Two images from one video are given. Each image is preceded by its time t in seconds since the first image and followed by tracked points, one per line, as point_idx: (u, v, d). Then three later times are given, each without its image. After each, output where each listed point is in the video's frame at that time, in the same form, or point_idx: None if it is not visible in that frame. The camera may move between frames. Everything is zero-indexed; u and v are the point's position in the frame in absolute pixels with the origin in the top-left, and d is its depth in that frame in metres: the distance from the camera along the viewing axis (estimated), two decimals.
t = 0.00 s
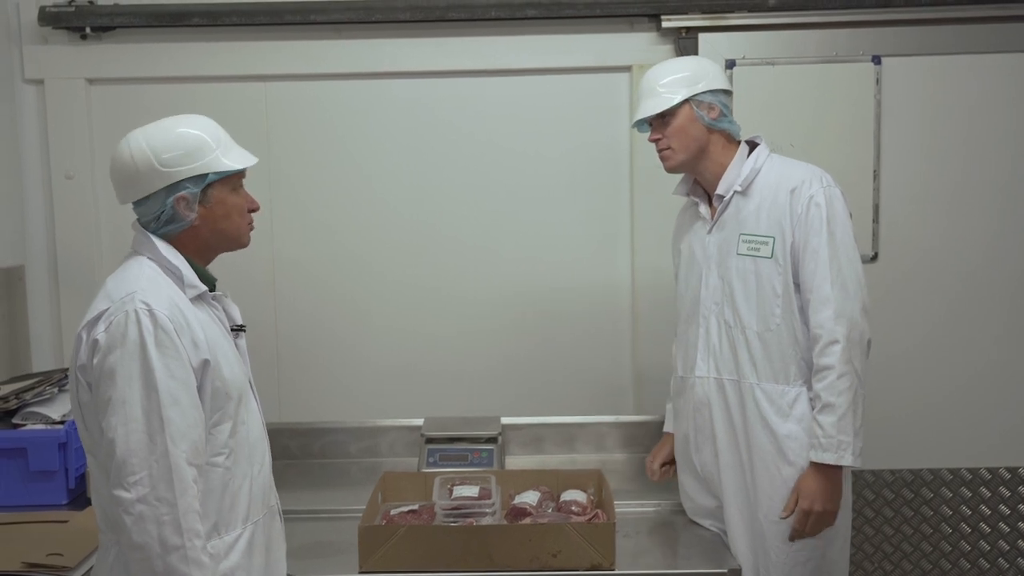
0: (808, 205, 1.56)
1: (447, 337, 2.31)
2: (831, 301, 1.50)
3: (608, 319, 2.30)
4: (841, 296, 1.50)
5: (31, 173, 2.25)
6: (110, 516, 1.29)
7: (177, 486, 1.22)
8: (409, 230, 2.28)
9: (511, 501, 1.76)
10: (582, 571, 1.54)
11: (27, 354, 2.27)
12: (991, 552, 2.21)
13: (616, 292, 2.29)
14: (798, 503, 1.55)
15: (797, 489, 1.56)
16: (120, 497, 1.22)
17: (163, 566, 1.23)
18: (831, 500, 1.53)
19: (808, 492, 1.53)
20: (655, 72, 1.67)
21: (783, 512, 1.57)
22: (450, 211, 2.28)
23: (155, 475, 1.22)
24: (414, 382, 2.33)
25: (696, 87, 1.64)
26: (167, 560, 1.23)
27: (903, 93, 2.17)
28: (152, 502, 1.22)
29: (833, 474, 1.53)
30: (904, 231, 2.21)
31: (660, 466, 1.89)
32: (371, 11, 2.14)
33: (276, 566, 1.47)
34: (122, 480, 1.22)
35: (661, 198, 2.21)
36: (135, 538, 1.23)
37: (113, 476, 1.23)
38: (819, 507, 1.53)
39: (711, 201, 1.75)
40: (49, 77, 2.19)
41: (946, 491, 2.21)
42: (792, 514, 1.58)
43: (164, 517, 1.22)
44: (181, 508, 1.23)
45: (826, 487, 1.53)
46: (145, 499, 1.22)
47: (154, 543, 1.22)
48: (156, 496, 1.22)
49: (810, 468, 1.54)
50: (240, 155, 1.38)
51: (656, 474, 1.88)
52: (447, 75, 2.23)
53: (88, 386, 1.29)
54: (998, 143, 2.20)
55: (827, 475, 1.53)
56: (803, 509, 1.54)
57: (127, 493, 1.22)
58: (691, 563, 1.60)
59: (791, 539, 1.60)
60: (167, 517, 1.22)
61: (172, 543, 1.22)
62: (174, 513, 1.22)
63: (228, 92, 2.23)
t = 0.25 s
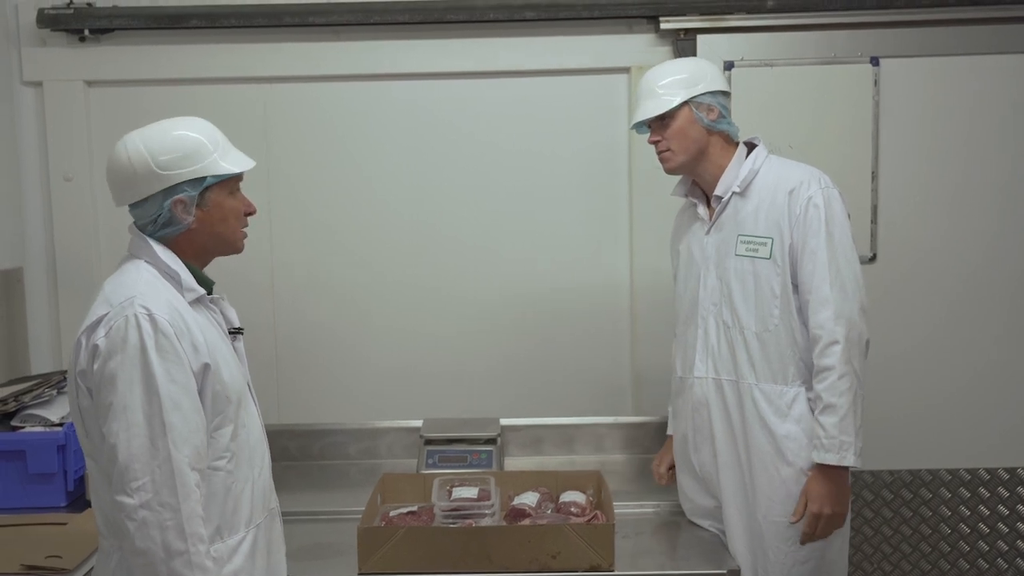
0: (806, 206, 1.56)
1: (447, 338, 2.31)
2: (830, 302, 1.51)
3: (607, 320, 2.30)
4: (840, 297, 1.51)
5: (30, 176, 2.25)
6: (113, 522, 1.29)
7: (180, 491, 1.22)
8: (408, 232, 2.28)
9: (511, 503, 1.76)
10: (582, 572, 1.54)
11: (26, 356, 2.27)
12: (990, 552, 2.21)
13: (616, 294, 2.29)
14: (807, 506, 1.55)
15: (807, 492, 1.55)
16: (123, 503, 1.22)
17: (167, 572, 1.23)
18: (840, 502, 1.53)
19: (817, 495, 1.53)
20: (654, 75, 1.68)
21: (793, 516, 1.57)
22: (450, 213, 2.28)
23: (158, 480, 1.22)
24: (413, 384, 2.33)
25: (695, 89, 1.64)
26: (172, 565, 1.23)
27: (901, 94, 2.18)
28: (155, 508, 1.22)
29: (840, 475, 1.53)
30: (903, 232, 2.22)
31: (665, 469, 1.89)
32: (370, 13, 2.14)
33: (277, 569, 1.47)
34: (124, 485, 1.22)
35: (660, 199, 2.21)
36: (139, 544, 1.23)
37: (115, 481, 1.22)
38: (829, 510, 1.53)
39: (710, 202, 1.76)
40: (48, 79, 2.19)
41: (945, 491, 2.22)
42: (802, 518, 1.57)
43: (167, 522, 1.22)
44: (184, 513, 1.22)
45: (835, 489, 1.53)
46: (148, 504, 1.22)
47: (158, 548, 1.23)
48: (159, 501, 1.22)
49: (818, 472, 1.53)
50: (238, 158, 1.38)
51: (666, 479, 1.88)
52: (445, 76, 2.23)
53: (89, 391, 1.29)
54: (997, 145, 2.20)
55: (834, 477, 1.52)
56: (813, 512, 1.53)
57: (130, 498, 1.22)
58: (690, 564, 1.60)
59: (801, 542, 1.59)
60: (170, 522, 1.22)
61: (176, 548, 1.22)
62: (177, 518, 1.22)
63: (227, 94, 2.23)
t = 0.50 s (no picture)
0: (807, 208, 1.56)
1: (447, 340, 2.31)
2: (831, 304, 1.51)
3: (607, 322, 2.30)
4: (841, 299, 1.51)
5: (31, 178, 2.25)
6: (117, 525, 1.29)
7: (185, 493, 1.22)
8: (408, 234, 2.28)
9: (511, 505, 1.76)
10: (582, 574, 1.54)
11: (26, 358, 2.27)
12: (990, 555, 2.20)
13: (616, 296, 2.29)
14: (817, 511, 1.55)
15: (816, 497, 1.55)
16: (128, 505, 1.22)
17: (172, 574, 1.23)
18: (849, 506, 1.54)
19: (825, 499, 1.53)
20: (654, 77, 1.68)
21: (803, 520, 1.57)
22: (450, 215, 2.28)
23: (162, 483, 1.22)
24: (414, 386, 2.33)
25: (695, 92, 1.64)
26: (177, 567, 1.23)
27: (901, 96, 2.18)
28: (160, 510, 1.22)
29: (847, 479, 1.53)
30: (903, 234, 2.22)
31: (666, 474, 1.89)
32: (371, 15, 2.14)
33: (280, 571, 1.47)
34: (129, 488, 1.22)
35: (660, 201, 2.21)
36: (143, 546, 1.23)
37: (120, 484, 1.22)
38: (839, 514, 1.53)
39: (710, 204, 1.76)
40: (48, 81, 2.20)
41: (945, 493, 2.20)
42: (812, 522, 1.57)
43: (172, 525, 1.22)
44: (189, 516, 1.23)
45: (844, 493, 1.53)
46: (153, 507, 1.22)
47: (162, 551, 1.22)
48: (164, 503, 1.22)
49: (825, 477, 1.54)
50: (240, 161, 1.38)
51: (667, 483, 1.89)
52: (446, 79, 2.23)
53: (93, 393, 1.29)
54: (997, 147, 2.20)
55: (840, 480, 1.52)
56: (824, 517, 1.53)
57: (134, 501, 1.22)
58: (690, 566, 1.60)
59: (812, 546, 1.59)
60: (175, 524, 1.22)
61: (181, 550, 1.22)
62: (182, 520, 1.22)
63: (227, 96, 2.23)
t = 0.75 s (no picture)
0: (808, 210, 1.56)
1: (447, 342, 2.31)
2: (831, 306, 1.51)
3: (607, 323, 2.30)
4: (842, 301, 1.51)
5: (31, 180, 2.26)
6: (121, 526, 1.29)
7: (189, 496, 1.22)
8: (409, 236, 2.28)
9: (511, 507, 1.76)
10: None
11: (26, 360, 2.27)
12: (991, 556, 2.19)
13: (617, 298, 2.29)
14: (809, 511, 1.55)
15: (808, 498, 1.56)
16: (132, 508, 1.22)
17: None
18: (842, 507, 1.54)
19: (817, 499, 1.54)
20: (657, 79, 1.68)
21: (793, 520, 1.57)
22: (451, 217, 2.28)
23: (167, 485, 1.22)
24: (414, 388, 2.33)
25: (697, 93, 1.64)
26: (180, 570, 1.23)
27: (901, 98, 2.18)
28: (164, 513, 1.22)
29: (840, 479, 1.53)
30: (903, 236, 2.22)
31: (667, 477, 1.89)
32: (371, 18, 2.14)
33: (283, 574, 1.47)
34: (133, 490, 1.22)
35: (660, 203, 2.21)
36: (147, 549, 1.23)
37: (124, 486, 1.23)
38: (830, 514, 1.53)
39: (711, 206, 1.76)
40: (48, 84, 2.20)
41: (946, 495, 2.19)
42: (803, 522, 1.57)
43: (176, 528, 1.22)
44: (193, 519, 1.23)
45: (838, 494, 1.53)
46: (157, 509, 1.22)
47: (166, 554, 1.23)
48: (168, 506, 1.22)
49: (820, 478, 1.54)
50: (249, 165, 1.38)
51: (667, 485, 1.89)
52: (446, 81, 2.24)
53: (98, 395, 1.29)
54: (997, 149, 2.20)
55: (834, 480, 1.53)
56: (815, 516, 1.54)
57: (139, 503, 1.22)
58: (691, 568, 1.60)
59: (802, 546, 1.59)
60: (179, 527, 1.22)
61: (184, 553, 1.23)
62: (186, 523, 1.22)
63: (228, 98, 2.23)
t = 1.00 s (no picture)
0: (808, 211, 1.57)
1: (447, 343, 2.31)
2: (829, 308, 1.51)
3: (606, 324, 2.30)
4: (840, 303, 1.51)
5: (29, 180, 2.25)
6: (124, 527, 1.29)
7: (193, 498, 1.22)
8: (408, 237, 2.29)
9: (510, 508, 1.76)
10: None
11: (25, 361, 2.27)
12: (989, 557, 2.19)
13: (615, 298, 2.30)
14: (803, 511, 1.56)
15: (802, 498, 1.56)
16: (135, 509, 1.22)
17: None
18: (836, 508, 1.53)
19: (812, 500, 1.54)
20: (659, 79, 1.68)
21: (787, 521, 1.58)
22: (450, 218, 2.28)
23: (170, 487, 1.22)
24: (413, 388, 2.33)
25: (699, 94, 1.64)
26: (183, 571, 1.23)
27: (900, 99, 2.18)
28: (168, 514, 1.22)
29: (836, 482, 1.52)
30: (902, 237, 2.22)
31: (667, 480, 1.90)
32: (370, 18, 2.14)
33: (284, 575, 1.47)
34: (137, 491, 1.22)
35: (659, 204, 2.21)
36: (150, 550, 1.23)
37: (128, 487, 1.22)
38: (824, 515, 1.53)
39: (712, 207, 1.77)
40: (47, 84, 2.20)
41: (944, 496, 2.19)
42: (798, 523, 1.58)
43: (179, 529, 1.22)
44: (196, 520, 1.23)
45: (832, 495, 1.53)
46: (160, 511, 1.22)
47: (169, 555, 1.23)
48: (171, 508, 1.22)
49: (815, 479, 1.54)
50: (260, 173, 1.38)
51: (667, 487, 1.89)
52: (445, 81, 2.24)
53: (102, 396, 1.29)
54: (996, 150, 2.21)
55: (829, 482, 1.52)
56: (808, 517, 1.54)
57: (142, 505, 1.22)
58: (689, 568, 1.60)
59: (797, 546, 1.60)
60: (182, 529, 1.22)
61: (187, 555, 1.23)
62: (190, 525, 1.22)
63: (227, 99, 2.23)
